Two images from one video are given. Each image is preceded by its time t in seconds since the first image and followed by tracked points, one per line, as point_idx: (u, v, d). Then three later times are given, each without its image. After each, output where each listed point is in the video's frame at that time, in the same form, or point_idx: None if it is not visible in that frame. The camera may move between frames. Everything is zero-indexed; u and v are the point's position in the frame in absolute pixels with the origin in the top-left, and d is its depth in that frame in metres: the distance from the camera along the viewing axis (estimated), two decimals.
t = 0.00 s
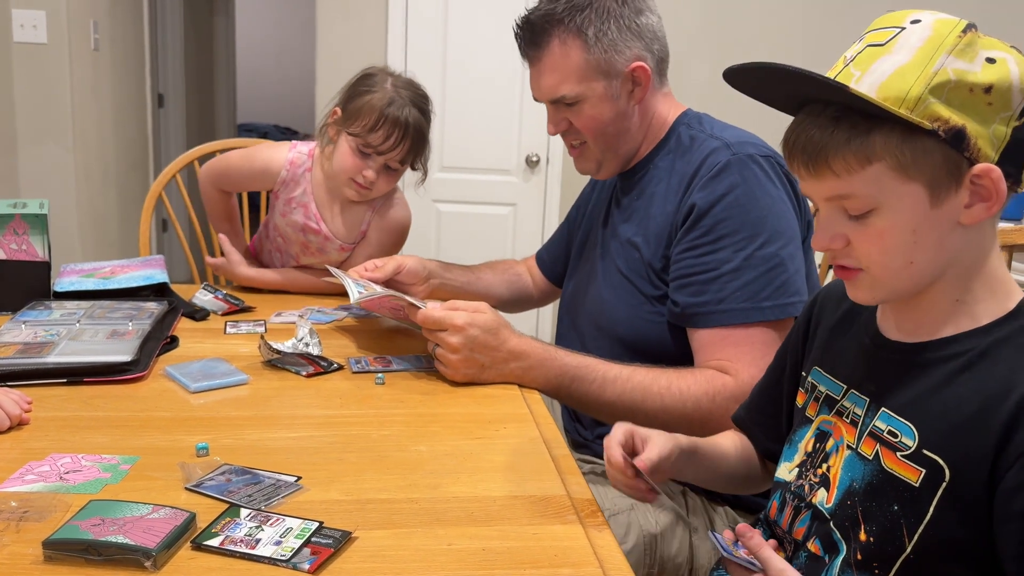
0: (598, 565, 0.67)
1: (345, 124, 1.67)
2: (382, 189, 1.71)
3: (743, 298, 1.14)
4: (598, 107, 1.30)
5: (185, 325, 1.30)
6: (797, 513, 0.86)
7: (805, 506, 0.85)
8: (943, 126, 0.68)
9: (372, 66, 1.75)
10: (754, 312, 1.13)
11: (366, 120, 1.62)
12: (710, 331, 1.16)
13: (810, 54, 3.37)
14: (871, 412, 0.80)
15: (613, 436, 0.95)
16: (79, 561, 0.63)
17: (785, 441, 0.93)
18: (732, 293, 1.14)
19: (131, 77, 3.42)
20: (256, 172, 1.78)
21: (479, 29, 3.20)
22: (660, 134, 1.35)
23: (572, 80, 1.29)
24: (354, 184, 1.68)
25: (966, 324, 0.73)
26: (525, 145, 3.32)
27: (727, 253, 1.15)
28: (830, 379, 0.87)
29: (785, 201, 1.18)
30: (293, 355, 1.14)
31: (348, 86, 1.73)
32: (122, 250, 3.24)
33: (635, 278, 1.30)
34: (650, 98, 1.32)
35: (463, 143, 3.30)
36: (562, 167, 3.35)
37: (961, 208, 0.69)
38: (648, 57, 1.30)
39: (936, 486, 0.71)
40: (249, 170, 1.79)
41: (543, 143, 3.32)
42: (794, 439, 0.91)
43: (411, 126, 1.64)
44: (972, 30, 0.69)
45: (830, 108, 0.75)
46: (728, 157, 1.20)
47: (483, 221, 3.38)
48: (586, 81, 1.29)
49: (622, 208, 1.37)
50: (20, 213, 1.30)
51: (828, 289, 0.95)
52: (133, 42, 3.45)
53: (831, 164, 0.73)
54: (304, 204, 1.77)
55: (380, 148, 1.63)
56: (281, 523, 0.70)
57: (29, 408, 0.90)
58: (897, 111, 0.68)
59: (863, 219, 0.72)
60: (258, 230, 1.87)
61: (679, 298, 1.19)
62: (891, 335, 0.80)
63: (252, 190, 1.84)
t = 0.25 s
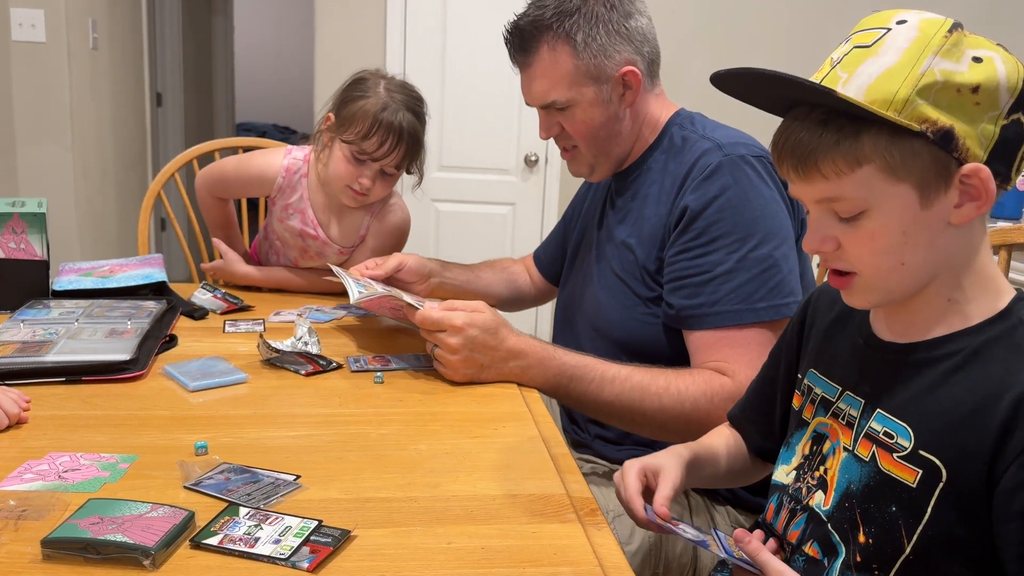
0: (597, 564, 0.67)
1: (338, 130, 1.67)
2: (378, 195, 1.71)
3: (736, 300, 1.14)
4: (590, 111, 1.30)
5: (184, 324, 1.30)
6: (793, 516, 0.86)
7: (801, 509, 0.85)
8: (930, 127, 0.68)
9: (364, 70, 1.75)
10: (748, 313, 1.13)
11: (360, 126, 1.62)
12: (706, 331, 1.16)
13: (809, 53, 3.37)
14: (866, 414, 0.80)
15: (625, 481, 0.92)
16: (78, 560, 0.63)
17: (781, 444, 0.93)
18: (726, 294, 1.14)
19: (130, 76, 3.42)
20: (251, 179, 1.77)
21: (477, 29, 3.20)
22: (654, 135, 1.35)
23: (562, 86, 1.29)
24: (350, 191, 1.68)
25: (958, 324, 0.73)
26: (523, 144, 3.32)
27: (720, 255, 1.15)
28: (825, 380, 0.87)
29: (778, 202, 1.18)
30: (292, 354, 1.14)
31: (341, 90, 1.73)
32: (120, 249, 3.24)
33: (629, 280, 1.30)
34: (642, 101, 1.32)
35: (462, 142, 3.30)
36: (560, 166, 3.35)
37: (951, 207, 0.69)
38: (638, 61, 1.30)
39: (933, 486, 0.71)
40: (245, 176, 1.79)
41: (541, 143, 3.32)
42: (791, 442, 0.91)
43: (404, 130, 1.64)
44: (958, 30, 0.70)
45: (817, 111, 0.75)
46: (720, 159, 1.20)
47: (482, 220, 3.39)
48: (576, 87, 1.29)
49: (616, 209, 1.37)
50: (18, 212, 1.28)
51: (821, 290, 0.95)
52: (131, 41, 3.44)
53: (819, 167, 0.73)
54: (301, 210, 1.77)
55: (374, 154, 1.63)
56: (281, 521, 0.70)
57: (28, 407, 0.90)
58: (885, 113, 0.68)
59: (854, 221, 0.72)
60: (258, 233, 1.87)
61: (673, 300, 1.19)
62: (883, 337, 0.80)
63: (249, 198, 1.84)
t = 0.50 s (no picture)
0: (598, 562, 0.67)
1: (336, 133, 1.67)
2: (377, 197, 1.71)
3: (735, 299, 1.14)
4: (592, 110, 1.30)
5: (183, 322, 1.30)
6: (789, 515, 0.86)
7: (798, 508, 0.85)
8: (929, 124, 0.68)
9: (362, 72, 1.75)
10: (746, 312, 1.13)
11: (357, 129, 1.62)
12: (705, 330, 1.16)
13: (808, 53, 3.38)
14: (862, 412, 0.79)
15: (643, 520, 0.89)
16: (76, 558, 0.63)
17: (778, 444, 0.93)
18: (725, 293, 1.14)
19: (129, 75, 3.41)
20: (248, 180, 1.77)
21: (477, 28, 3.20)
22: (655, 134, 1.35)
23: (564, 86, 1.29)
24: (349, 193, 1.68)
25: (954, 321, 0.72)
26: (522, 143, 3.32)
27: (719, 254, 1.15)
28: (821, 379, 0.87)
29: (777, 201, 1.18)
30: (291, 352, 1.14)
31: (340, 92, 1.73)
32: (119, 248, 3.23)
33: (629, 280, 1.30)
34: (643, 100, 1.32)
35: (462, 141, 3.30)
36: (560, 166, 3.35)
37: (948, 205, 0.69)
38: (639, 60, 1.30)
39: (931, 483, 0.70)
40: (242, 178, 1.78)
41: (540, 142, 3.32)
42: (787, 441, 0.91)
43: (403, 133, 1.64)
44: (958, 26, 0.70)
45: (816, 107, 0.75)
46: (720, 158, 1.20)
47: (481, 220, 3.38)
48: (579, 86, 1.28)
49: (616, 209, 1.37)
50: (17, 211, 1.27)
51: (817, 288, 0.95)
52: (130, 40, 3.44)
53: (817, 161, 0.72)
54: (299, 211, 1.77)
55: (372, 157, 1.63)
56: (280, 519, 0.70)
57: (26, 405, 0.90)
58: (884, 110, 0.68)
59: (851, 219, 0.72)
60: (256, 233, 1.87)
61: (672, 299, 1.19)
62: (879, 335, 0.80)
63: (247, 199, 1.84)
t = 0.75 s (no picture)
0: (597, 559, 0.67)
1: (331, 130, 1.66)
2: (373, 193, 1.71)
3: (729, 294, 1.14)
4: (587, 110, 1.29)
5: (180, 319, 1.29)
6: (787, 513, 0.86)
7: (798, 506, 0.85)
8: (924, 121, 0.68)
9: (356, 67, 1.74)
10: (741, 308, 1.13)
11: (353, 125, 1.61)
12: (700, 327, 1.16)
13: (806, 51, 3.38)
14: (862, 410, 0.79)
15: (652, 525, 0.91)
16: (73, 555, 0.63)
17: (778, 441, 0.93)
18: (719, 289, 1.14)
19: (126, 74, 3.40)
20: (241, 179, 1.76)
21: (475, 26, 3.19)
22: (648, 131, 1.34)
23: (558, 86, 1.28)
24: (345, 189, 1.68)
25: (952, 317, 0.72)
26: (520, 141, 3.31)
27: (713, 250, 1.15)
28: (821, 376, 0.86)
29: (769, 196, 1.18)
30: (289, 350, 1.14)
31: (334, 88, 1.73)
32: (117, 247, 3.23)
33: (623, 277, 1.29)
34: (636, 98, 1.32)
35: (460, 139, 3.30)
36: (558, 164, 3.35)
37: (945, 202, 0.69)
38: (630, 58, 1.30)
39: (930, 480, 0.70)
40: (236, 177, 1.77)
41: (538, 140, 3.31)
42: (786, 438, 0.91)
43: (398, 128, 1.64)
44: (954, 22, 0.69)
45: (812, 103, 0.74)
46: (711, 154, 1.20)
47: (479, 218, 3.38)
48: (574, 86, 1.27)
49: (609, 206, 1.37)
50: (12, 208, 1.28)
51: (815, 285, 0.95)
52: (127, 38, 3.43)
53: (813, 159, 0.72)
54: (294, 209, 1.77)
55: (368, 153, 1.62)
56: (278, 516, 0.70)
57: (22, 402, 0.89)
58: (879, 107, 0.68)
59: (847, 216, 0.71)
60: (252, 231, 1.87)
61: (667, 296, 1.19)
62: (878, 332, 0.80)
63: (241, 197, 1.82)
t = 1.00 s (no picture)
0: (594, 557, 0.67)
1: (325, 128, 1.66)
2: (368, 190, 1.71)
3: (724, 292, 1.13)
4: (571, 113, 1.29)
5: (176, 318, 1.29)
6: (785, 513, 0.86)
7: (796, 507, 0.85)
8: (918, 119, 0.67)
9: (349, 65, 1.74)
10: (736, 306, 1.13)
11: (346, 123, 1.61)
12: (694, 326, 1.16)
13: (803, 49, 3.38)
14: (860, 410, 0.79)
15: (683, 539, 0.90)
16: (66, 554, 0.63)
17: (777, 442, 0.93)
18: (714, 288, 1.14)
19: (123, 72, 3.40)
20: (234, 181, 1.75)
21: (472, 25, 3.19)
22: (637, 132, 1.34)
23: (542, 90, 1.28)
24: (340, 188, 1.67)
25: (950, 316, 0.72)
26: (518, 140, 3.31)
27: (706, 248, 1.15)
28: (818, 376, 0.86)
29: (762, 192, 1.18)
30: (285, 349, 1.14)
31: (327, 86, 1.72)
32: (115, 246, 3.23)
33: (618, 277, 1.29)
34: (623, 100, 1.31)
35: (458, 138, 3.29)
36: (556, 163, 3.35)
37: (942, 199, 0.69)
38: (616, 60, 1.29)
39: (929, 481, 0.70)
40: (228, 179, 1.76)
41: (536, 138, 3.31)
42: (785, 439, 0.91)
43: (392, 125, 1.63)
44: (947, 18, 0.68)
45: (805, 104, 0.74)
46: (702, 152, 1.20)
47: (478, 217, 3.38)
48: (557, 90, 1.27)
49: (603, 206, 1.37)
50: (7, 206, 1.26)
51: (813, 284, 0.95)
52: (125, 37, 3.43)
53: (807, 160, 0.72)
54: (288, 210, 1.77)
55: (362, 151, 1.62)
56: (273, 515, 0.69)
57: (17, 401, 0.89)
58: (872, 107, 0.68)
59: (845, 216, 0.71)
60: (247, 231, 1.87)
61: (662, 296, 1.18)
62: (875, 331, 0.80)
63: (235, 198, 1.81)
